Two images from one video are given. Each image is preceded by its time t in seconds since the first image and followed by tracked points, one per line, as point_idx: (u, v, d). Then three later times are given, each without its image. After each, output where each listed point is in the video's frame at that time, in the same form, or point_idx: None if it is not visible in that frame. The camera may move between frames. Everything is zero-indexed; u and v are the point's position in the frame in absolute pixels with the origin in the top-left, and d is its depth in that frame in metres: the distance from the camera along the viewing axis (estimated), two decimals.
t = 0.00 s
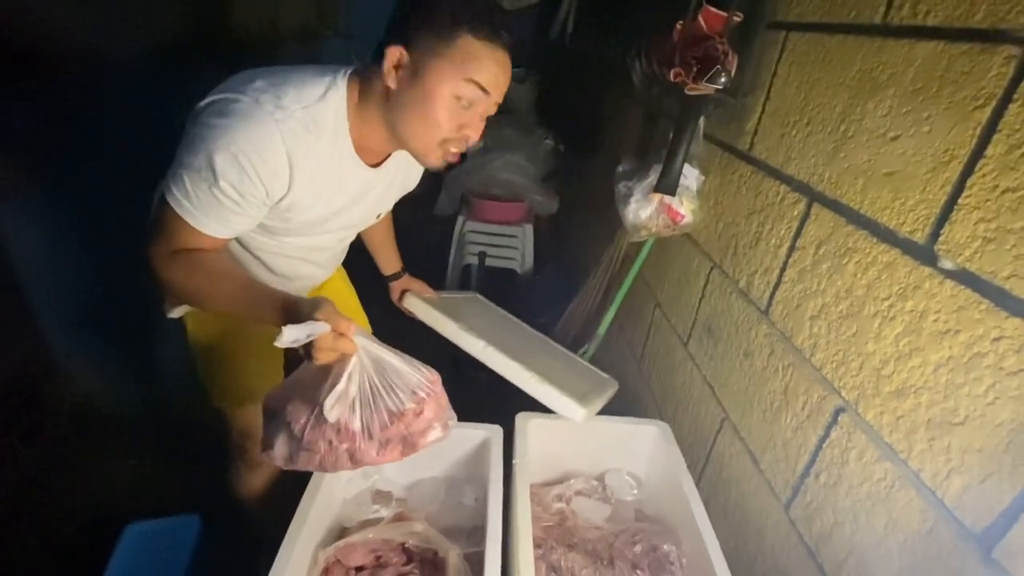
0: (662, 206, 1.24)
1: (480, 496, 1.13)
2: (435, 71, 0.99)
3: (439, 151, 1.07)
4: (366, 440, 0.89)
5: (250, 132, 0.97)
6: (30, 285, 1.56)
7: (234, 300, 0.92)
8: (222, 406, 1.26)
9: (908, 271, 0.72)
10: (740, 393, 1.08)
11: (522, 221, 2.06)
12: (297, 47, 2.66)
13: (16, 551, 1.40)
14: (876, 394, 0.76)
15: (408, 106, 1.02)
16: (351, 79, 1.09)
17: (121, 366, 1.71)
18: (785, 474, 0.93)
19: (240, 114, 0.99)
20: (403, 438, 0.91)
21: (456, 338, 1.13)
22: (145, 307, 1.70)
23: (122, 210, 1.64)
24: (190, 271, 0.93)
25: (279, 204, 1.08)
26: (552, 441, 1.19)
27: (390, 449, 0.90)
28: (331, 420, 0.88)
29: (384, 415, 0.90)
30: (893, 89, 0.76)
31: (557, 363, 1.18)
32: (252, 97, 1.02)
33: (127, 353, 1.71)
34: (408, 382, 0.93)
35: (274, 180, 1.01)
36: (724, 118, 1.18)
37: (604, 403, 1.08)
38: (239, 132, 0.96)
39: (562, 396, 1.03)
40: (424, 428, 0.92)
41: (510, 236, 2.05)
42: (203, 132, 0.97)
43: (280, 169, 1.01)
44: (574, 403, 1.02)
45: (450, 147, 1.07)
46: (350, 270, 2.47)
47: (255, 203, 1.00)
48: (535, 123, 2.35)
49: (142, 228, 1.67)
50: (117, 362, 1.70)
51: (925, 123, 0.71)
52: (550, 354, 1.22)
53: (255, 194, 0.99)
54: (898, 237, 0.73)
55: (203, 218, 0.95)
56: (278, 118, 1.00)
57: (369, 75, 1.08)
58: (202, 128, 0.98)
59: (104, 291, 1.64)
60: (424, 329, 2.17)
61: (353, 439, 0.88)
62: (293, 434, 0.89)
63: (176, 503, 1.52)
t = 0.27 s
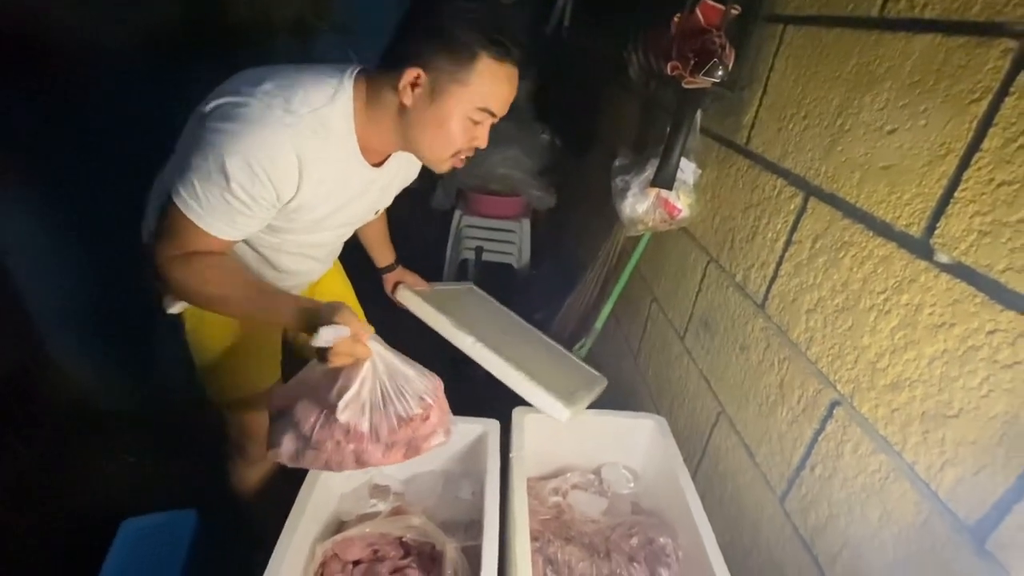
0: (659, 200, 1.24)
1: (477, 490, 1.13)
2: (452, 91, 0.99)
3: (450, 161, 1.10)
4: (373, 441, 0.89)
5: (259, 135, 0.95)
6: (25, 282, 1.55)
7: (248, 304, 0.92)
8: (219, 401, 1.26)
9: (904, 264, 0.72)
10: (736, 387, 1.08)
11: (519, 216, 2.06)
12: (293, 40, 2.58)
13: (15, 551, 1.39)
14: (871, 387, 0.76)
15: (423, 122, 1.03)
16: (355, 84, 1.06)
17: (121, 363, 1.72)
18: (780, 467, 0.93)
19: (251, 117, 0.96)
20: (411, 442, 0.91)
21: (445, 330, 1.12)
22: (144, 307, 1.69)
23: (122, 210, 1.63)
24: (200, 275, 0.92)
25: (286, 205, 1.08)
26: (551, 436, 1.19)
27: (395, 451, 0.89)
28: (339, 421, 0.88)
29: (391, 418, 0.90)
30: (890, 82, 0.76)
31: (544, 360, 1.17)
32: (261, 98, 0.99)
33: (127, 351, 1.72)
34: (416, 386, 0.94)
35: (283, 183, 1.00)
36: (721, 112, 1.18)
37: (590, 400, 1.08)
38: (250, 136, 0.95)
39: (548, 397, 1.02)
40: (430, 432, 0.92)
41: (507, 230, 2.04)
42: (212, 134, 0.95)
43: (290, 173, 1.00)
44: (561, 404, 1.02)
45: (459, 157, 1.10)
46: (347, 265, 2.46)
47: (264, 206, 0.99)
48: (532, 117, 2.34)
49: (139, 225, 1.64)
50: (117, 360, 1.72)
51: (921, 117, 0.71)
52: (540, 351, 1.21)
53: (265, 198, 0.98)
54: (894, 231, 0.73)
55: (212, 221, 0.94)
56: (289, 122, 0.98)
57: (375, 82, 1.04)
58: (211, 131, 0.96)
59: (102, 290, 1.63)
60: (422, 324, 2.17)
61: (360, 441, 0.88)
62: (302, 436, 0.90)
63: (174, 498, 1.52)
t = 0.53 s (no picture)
0: (656, 194, 1.24)
1: (474, 484, 1.12)
2: (457, 82, 0.97)
3: (451, 155, 1.06)
4: (409, 450, 0.97)
5: (287, 135, 0.92)
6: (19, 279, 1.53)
7: (302, 319, 0.93)
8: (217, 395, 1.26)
9: (899, 258, 0.72)
10: (732, 380, 1.08)
11: (515, 210, 2.05)
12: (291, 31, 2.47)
13: (15, 551, 1.38)
14: (865, 380, 0.76)
15: (427, 113, 1.00)
16: (366, 76, 1.03)
17: (118, 357, 1.70)
18: (775, 459, 0.94)
19: (274, 118, 0.92)
20: (445, 454, 0.99)
21: (431, 306, 1.17)
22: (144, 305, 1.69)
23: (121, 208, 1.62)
24: (253, 290, 0.90)
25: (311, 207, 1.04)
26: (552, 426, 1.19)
27: (428, 460, 0.98)
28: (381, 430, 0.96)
29: (429, 432, 0.98)
30: (886, 75, 0.76)
31: (524, 340, 1.23)
32: (277, 98, 0.95)
33: (125, 345, 1.71)
34: (455, 403, 1.02)
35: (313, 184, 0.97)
36: (718, 105, 1.18)
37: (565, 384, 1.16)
38: (281, 138, 0.91)
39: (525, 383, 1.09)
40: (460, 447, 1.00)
41: (503, 225, 2.04)
42: (235, 141, 0.90)
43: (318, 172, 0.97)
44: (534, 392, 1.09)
45: (461, 152, 1.07)
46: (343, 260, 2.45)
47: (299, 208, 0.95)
48: (529, 111, 2.32)
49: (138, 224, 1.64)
50: (115, 355, 1.70)
51: (917, 110, 0.71)
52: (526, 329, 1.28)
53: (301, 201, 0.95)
54: (889, 224, 0.74)
55: (252, 229, 0.89)
56: (314, 121, 0.95)
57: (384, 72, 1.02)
58: (236, 137, 0.91)
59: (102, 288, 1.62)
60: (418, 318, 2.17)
61: (398, 449, 0.96)
62: (344, 438, 0.98)
63: (171, 494, 1.52)
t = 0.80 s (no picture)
0: (652, 186, 1.24)
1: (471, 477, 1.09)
2: (470, 70, 0.94)
3: (461, 145, 1.03)
4: (476, 472, 0.98)
5: (329, 136, 0.90)
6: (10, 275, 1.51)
7: (369, 336, 0.92)
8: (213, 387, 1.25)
9: (894, 251, 0.72)
10: (726, 373, 1.09)
11: (511, 203, 2.05)
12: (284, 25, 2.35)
13: (16, 551, 1.37)
14: (860, 372, 0.77)
15: (438, 101, 0.97)
16: (381, 69, 1.01)
17: (109, 350, 1.68)
18: (770, 451, 0.94)
19: (312, 120, 0.90)
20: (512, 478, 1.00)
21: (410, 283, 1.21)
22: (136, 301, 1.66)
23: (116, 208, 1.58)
24: (330, 314, 0.89)
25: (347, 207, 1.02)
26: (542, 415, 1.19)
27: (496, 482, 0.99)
28: (448, 451, 0.98)
29: (497, 455, 0.99)
30: (883, 67, 0.76)
31: (490, 324, 1.27)
32: (307, 101, 0.93)
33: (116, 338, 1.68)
34: (518, 428, 1.03)
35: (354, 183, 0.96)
36: (714, 97, 1.17)
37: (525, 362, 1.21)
38: (325, 139, 0.89)
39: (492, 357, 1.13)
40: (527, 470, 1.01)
41: (499, 218, 2.03)
42: (282, 148, 0.87)
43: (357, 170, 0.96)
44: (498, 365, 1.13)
45: (471, 142, 1.03)
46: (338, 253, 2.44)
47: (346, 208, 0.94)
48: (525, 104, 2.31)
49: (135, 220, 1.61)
50: (106, 348, 1.68)
51: (914, 102, 0.71)
52: (495, 312, 1.32)
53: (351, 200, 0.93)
54: (885, 216, 0.74)
55: (317, 236, 0.87)
56: (347, 118, 0.93)
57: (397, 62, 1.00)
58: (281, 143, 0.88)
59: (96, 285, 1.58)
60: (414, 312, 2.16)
61: (467, 469, 0.98)
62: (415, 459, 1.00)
63: (167, 489, 1.51)
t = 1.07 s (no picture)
0: (646, 177, 1.23)
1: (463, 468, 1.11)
2: (482, 57, 0.92)
3: (473, 131, 1.01)
4: (502, 468, 0.97)
5: (352, 125, 0.88)
6: None
7: (400, 333, 0.91)
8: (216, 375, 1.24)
9: (889, 240, 0.72)
10: (720, 364, 1.09)
11: (505, 195, 2.04)
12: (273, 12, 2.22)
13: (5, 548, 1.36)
14: (853, 362, 0.76)
15: (450, 89, 0.95)
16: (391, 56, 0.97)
17: (86, 344, 1.63)
18: (763, 442, 0.94)
19: (330, 109, 0.88)
20: (536, 475, 0.99)
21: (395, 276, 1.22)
22: (119, 294, 1.61)
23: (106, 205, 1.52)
24: (361, 310, 0.89)
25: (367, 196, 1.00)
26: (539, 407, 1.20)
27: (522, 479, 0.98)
28: (475, 450, 0.97)
29: (522, 453, 0.98)
30: (879, 55, 0.75)
31: (469, 312, 1.29)
32: (327, 88, 0.90)
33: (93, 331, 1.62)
34: (544, 425, 1.02)
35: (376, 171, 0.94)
36: (709, 87, 1.16)
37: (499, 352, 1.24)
38: (346, 129, 0.87)
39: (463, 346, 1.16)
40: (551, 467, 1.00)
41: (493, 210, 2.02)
42: (305, 139, 0.86)
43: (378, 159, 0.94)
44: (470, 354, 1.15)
45: (482, 128, 1.02)
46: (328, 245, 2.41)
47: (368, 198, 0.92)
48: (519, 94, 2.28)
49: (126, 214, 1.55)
50: (84, 343, 1.63)
51: (910, 90, 0.70)
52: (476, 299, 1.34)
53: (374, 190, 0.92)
54: (879, 206, 0.73)
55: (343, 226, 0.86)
56: (367, 106, 0.91)
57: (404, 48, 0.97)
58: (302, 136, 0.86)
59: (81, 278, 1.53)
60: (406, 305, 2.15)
61: (493, 468, 0.97)
62: (445, 458, 0.98)
63: (157, 483, 1.50)
